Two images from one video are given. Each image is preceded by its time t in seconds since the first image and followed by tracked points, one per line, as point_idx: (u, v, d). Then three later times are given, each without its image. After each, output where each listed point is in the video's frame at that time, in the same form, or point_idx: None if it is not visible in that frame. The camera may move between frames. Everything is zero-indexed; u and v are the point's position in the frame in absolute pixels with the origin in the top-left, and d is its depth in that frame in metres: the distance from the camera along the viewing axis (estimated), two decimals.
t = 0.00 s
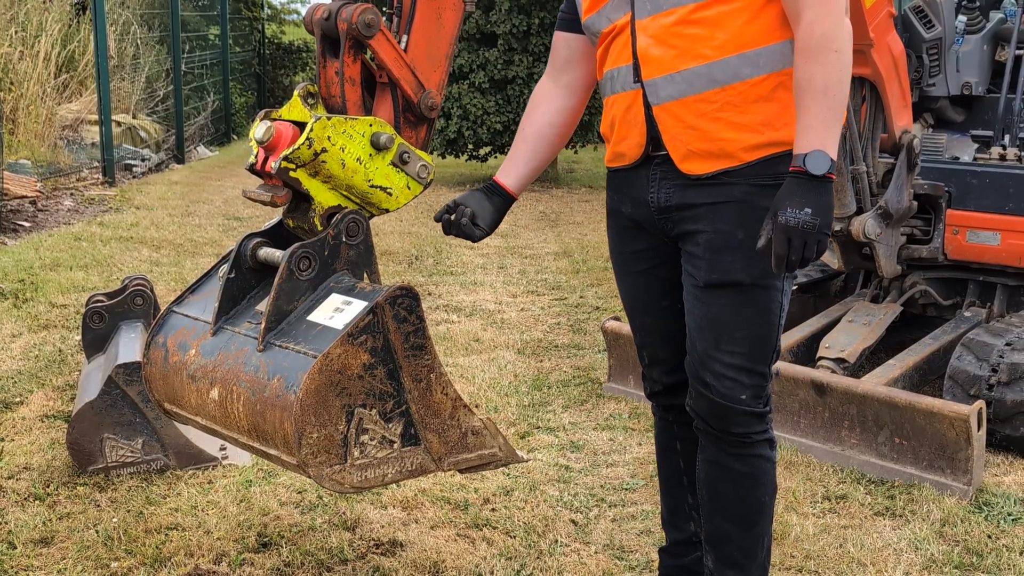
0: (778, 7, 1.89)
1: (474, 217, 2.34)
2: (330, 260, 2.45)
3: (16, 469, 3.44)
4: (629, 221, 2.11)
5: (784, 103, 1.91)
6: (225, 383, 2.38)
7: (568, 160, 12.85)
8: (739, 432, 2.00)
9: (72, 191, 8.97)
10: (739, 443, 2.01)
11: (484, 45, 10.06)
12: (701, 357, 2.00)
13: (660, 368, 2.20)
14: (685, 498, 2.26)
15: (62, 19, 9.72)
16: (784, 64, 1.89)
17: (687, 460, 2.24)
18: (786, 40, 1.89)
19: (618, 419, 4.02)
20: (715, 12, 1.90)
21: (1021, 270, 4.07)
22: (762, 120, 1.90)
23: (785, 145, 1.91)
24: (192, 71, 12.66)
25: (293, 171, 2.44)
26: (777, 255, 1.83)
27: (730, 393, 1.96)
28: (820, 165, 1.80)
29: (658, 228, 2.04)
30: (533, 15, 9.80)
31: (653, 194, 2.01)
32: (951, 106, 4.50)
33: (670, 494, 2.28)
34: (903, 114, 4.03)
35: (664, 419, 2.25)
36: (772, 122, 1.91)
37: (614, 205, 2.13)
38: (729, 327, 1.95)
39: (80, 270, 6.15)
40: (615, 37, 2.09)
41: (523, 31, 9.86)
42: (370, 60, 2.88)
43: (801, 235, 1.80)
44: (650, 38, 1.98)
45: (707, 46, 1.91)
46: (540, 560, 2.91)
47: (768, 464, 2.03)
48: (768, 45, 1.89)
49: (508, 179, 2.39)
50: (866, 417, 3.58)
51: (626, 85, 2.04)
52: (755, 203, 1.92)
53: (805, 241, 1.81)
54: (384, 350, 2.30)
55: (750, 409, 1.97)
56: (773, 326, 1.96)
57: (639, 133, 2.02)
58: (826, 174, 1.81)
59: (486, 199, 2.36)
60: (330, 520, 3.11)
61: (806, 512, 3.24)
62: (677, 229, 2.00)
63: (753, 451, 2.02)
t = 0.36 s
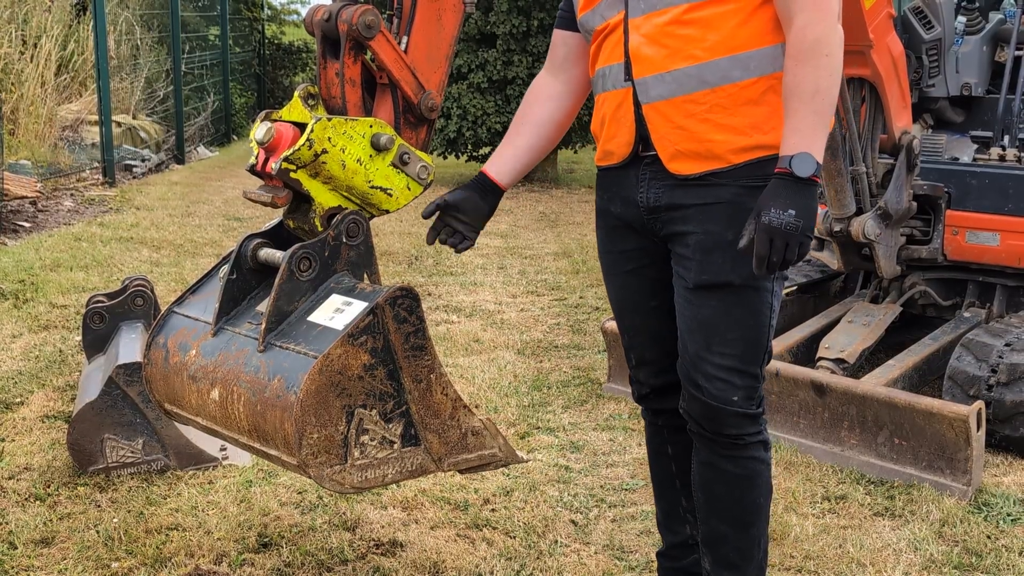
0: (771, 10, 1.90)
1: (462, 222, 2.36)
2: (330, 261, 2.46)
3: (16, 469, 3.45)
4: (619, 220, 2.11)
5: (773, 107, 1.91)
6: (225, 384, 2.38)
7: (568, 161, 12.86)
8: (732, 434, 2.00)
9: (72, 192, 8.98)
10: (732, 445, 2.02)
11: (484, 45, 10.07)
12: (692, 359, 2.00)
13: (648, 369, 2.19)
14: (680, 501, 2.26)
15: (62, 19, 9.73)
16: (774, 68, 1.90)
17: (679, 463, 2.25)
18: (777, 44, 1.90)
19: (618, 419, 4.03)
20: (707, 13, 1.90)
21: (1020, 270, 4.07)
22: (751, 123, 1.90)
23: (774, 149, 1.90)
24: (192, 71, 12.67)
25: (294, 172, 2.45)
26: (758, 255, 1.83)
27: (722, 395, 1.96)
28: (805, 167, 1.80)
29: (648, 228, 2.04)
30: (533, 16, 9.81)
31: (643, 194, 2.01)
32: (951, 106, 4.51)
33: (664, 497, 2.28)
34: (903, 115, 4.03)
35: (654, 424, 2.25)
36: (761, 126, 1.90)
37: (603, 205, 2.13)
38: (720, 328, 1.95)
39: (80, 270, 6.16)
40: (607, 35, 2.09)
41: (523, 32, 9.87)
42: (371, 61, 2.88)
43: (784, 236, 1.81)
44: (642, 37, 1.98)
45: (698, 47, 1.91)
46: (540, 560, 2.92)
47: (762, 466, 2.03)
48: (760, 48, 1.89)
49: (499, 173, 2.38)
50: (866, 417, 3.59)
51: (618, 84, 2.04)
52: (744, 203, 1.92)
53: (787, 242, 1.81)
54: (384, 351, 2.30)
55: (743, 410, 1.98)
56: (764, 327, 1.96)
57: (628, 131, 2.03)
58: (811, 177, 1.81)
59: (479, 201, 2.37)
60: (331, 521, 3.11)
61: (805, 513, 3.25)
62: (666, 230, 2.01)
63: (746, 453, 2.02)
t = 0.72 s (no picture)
0: (768, 13, 1.91)
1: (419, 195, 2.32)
2: (330, 260, 2.46)
3: (16, 469, 3.45)
4: (617, 220, 2.11)
5: (770, 109, 1.92)
6: (225, 384, 2.39)
7: (568, 161, 12.86)
8: (734, 432, 2.00)
9: (72, 192, 8.99)
10: (734, 443, 2.02)
11: (484, 46, 10.08)
12: (694, 358, 2.00)
13: (647, 369, 2.20)
14: (679, 500, 2.27)
15: (62, 19, 9.74)
16: (771, 71, 1.90)
17: (678, 462, 2.25)
18: (774, 47, 1.91)
19: (617, 419, 4.03)
20: (706, 16, 1.90)
21: (1020, 270, 4.07)
22: (748, 126, 1.91)
23: (770, 151, 1.91)
24: (192, 71, 12.68)
25: (294, 172, 2.45)
26: (749, 257, 1.83)
27: (725, 393, 1.97)
28: (799, 171, 1.80)
29: (648, 228, 2.05)
30: (533, 16, 9.82)
31: (643, 194, 2.02)
32: (950, 106, 4.51)
33: (663, 496, 2.29)
34: (903, 115, 4.05)
35: (653, 423, 2.25)
36: (758, 128, 1.91)
37: (602, 205, 2.14)
38: (723, 327, 1.96)
39: (80, 270, 6.16)
40: (605, 36, 2.09)
41: (523, 32, 9.88)
42: (370, 61, 2.89)
43: (775, 239, 1.81)
44: (641, 39, 1.98)
45: (697, 49, 1.91)
46: (539, 559, 2.92)
47: (763, 464, 2.04)
48: (757, 51, 1.90)
49: (470, 153, 2.37)
50: (866, 417, 3.59)
51: (616, 85, 2.04)
52: (744, 203, 1.92)
53: (778, 245, 1.82)
54: (384, 350, 2.31)
55: (745, 408, 1.98)
56: (766, 325, 1.97)
57: (626, 132, 2.03)
58: (805, 180, 1.81)
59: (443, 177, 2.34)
60: (331, 520, 3.12)
61: (805, 512, 3.25)
62: (666, 230, 2.01)
63: (748, 451, 2.02)
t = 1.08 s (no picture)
0: (771, 16, 1.91)
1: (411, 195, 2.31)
2: (330, 260, 2.46)
3: (16, 469, 3.45)
4: (616, 221, 2.11)
5: (772, 111, 1.92)
6: (225, 383, 2.39)
7: (568, 161, 12.86)
8: (735, 430, 2.01)
9: (72, 192, 8.99)
10: (735, 441, 2.02)
11: (484, 45, 10.08)
12: (696, 357, 2.00)
13: (646, 369, 2.20)
14: (678, 499, 2.27)
15: (62, 19, 9.74)
16: (774, 73, 1.91)
17: (678, 461, 2.25)
18: (777, 49, 1.91)
19: (617, 419, 4.04)
20: (710, 19, 1.90)
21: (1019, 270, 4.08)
22: (751, 128, 1.91)
23: (772, 153, 1.92)
24: (193, 71, 12.67)
25: (293, 172, 2.45)
26: (776, 266, 1.88)
27: (727, 392, 1.97)
28: (819, 178, 1.84)
29: (648, 228, 2.05)
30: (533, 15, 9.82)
31: (643, 195, 2.02)
32: (950, 106, 4.51)
33: (662, 496, 2.29)
34: (903, 115, 4.05)
35: (652, 422, 2.26)
36: (761, 130, 1.92)
37: (602, 205, 2.14)
38: (725, 326, 1.96)
39: (80, 270, 6.16)
40: (605, 38, 2.08)
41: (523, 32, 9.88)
42: (370, 61, 2.89)
43: (801, 248, 1.86)
44: (644, 42, 1.98)
45: (701, 52, 1.91)
46: (539, 559, 2.92)
47: (763, 463, 2.04)
48: (760, 53, 1.90)
49: (465, 153, 2.38)
50: (866, 417, 3.59)
51: (618, 87, 2.04)
52: (746, 203, 1.93)
53: (804, 253, 1.86)
54: (384, 350, 2.31)
55: (746, 406, 1.99)
56: (766, 324, 1.98)
57: (628, 134, 2.02)
58: (824, 187, 1.85)
59: (439, 177, 2.34)
60: (331, 520, 3.12)
61: (805, 512, 3.25)
62: (667, 230, 2.01)
63: (748, 449, 2.03)
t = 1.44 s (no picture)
0: (768, 14, 1.91)
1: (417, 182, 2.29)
2: (329, 260, 2.46)
3: (16, 469, 3.45)
4: (612, 221, 2.11)
5: (769, 109, 1.92)
6: (225, 383, 2.39)
7: (568, 161, 12.86)
8: (733, 431, 2.01)
9: (72, 192, 8.99)
10: (732, 442, 2.02)
11: (484, 45, 10.08)
12: (693, 357, 2.00)
13: (642, 370, 2.19)
14: (676, 500, 2.27)
15: (62, 19, 9.73)
16: (771, 71, 1.90)
17: (675, 463, 2.25)
18: (774, 47, 1.91)
19: (617, 419, 4.03)
20: (707, 17, 1.90)
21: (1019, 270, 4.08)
22: (749, 126, 1.91)
23: (769, 151, 1.92)
24: (192, 71, 12.67)
25: (293, 172, 2.44)
26: (776, 262, 1.88)
27: (725, 393, 1.97)
28: (818, 174, 1.84)
29: (645, 228, 2.05)
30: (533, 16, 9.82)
31: (640, 195, 2.02)
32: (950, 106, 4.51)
33: (661, 497, 2.29)
34: (903, 114, 4.06)
35: (649, 423, 2.26)
36: (758, 128, 1.92)
37: (598, 206, 2.14)
38: (723, 327, 1.96)
39: (80, 270, 6.16)
40: (601, 36, 2.08)
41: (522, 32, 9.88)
42: (370, 61, 2.89)
43: (802, 244, 1.86)
44: (640, 40, 1.98)
45: (698, 50, 1.91)
46: (539, 559, 2.92)
47: (761, 463, 2.04)
48: (757, 52, 1.90)
49: (465, 147, 2.39)
50: (866, 417, 3.59)
51: (615, 86, 2.03)
52: (743, 203, 1.93)
53: (805, 249, 1.87)
54: (384, 350, 2.31)
55: (744, 407, 1.99)
56: (764, 325, 1.98)
57: (625, 133, 2.02)
58: (823, 183, 1.85)
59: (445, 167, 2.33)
60: (330, 520, 3.12)
61: (804, 512, 3.25)
62: (664, 230, 2.01)
63: (746, 450, 2.03)
